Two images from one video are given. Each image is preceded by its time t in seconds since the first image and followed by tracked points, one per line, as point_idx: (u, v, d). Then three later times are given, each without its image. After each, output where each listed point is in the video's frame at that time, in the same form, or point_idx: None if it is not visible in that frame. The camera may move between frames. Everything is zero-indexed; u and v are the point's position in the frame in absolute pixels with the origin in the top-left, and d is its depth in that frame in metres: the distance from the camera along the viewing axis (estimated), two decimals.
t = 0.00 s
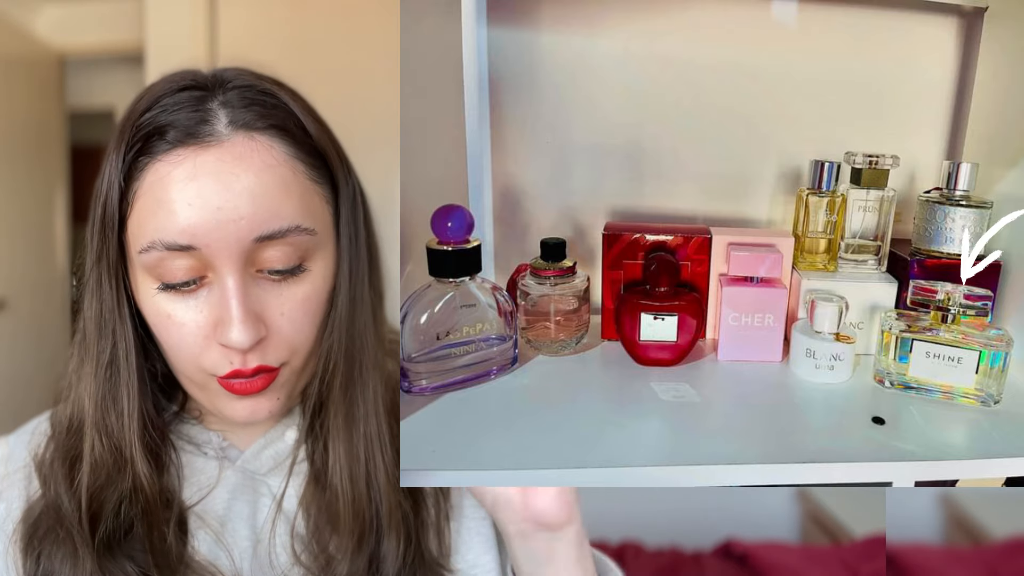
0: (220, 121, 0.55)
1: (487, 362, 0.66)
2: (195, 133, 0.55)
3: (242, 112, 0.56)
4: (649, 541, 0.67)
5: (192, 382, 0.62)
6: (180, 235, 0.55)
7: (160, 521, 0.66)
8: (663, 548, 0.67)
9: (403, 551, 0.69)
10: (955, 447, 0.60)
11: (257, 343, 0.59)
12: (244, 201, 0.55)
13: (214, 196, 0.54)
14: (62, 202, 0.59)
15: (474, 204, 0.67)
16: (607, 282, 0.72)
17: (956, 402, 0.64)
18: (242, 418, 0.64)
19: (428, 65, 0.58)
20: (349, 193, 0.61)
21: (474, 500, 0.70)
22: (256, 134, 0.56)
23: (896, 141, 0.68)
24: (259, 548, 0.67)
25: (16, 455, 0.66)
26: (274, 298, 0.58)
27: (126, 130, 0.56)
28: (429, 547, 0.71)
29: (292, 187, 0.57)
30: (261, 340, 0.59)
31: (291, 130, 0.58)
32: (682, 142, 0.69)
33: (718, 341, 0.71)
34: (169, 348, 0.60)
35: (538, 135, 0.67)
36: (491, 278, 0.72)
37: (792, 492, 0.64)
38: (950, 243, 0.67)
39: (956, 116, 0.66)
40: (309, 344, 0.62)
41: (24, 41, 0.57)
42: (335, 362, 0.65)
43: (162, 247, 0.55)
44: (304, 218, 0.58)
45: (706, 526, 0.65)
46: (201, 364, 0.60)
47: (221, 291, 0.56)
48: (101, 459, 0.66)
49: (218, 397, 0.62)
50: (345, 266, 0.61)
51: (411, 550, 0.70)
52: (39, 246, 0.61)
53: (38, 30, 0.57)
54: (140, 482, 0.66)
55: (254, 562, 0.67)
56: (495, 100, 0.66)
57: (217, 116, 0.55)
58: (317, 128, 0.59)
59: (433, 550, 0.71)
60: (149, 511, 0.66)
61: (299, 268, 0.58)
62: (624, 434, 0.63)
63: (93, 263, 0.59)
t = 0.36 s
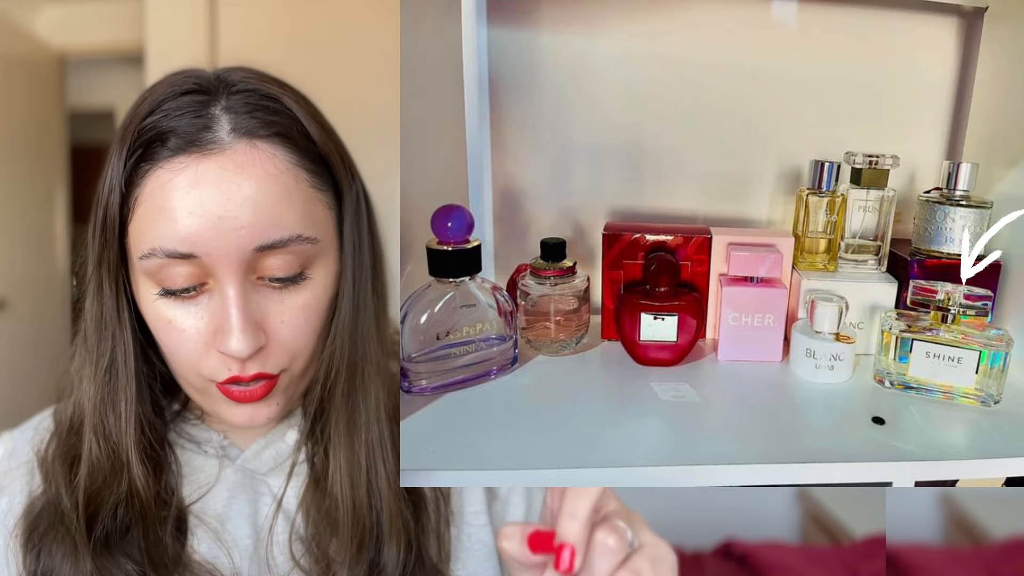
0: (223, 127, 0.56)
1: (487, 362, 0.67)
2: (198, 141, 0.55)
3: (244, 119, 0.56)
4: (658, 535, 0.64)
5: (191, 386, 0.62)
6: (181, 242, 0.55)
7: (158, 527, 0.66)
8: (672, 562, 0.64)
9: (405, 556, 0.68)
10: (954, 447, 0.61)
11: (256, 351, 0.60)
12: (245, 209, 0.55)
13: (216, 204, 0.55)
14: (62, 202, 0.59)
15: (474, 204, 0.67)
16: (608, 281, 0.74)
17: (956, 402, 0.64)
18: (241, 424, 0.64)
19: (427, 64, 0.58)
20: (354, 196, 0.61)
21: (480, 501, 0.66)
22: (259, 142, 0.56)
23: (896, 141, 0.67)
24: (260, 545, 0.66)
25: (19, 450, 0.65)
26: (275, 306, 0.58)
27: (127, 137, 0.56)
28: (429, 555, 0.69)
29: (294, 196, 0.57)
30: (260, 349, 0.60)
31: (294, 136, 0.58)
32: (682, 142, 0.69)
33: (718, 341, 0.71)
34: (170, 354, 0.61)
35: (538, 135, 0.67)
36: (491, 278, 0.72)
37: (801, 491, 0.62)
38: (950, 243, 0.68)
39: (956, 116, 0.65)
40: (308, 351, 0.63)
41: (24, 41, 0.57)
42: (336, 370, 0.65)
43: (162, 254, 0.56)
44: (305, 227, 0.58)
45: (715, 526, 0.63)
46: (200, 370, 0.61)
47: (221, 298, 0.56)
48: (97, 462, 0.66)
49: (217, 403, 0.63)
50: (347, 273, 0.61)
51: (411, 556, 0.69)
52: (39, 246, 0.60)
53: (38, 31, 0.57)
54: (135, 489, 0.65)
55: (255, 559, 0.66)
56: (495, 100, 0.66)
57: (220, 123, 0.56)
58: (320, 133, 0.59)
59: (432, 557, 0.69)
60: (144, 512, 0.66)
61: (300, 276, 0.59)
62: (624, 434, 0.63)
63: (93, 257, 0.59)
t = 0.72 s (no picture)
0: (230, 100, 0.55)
1: (487, 361, 0.67)
2: (206, 112, 0.54)
3: (252, 95, 0.55)
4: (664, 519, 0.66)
5: (193, 367, 0.60)
6: (188, 211, 0.55)
7: (173, 509, 0.65)
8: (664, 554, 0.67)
9: (414, 548, 0.68)
10: (954, 447, 0.60)
11: (260, 322, 0.58)
12: (251, 179, 0.55)
13: (222, 172, 0.54)
14: (62, 202, 0.58)
15: (474, 204, 0.69)
16: (606, 282, 0.71)
17: (955, 402, 0.64)
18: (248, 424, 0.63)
19: (427, 66, 0.61)
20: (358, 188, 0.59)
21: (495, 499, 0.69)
22: (265, 115, 0.55)
23: (896, 141, 0.68)
24: (265, 547, 0.66)
25: (21, 446, 0.64)
26: (280, 280, 0.57)
27: (137, 115, 0.55)
28: (439, 547, 0.69)
29: (300, 168, 0.56)
30: (264, 321, 0.58)
31: (303, 113, 0.56)
32: (682, 142, 0.70)
33: (718, 341, 0.71)
34: (171, 331, 0.59)
35: (538, 135, 0.68)
36: (491, 278, 0.72)
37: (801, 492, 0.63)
38: (950, 243, 0.67)
39: (956, 116, 0.67)
40: (315, 329, 0.60)
41: (24, 41, 0.57)
42: (338, 363, 0.62)
43: (168, 225, 0.55)
44: (311, 199, 0.57)
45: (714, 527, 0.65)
46: (203, 345, 0.59)
47: (225, 270, 0.55)
48: (113, 444, 0.64)
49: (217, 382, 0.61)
50: (351, 257, 0.59)
51: (421, 546, 0.69)
52: (39, 246, 0.60)
53: (38, 31, 0.57)
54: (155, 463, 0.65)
55: (263, 562, 0.66)
56: (495, 100, 0.67)
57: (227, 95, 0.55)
58: (328, 115, 0.57)
59: (443, 555, 0.70)
60: (163, 495, 0.65)
61: (306, 251, 0.57)
62: (624, 434, 0.63)
63: (102, 257, 0.58)
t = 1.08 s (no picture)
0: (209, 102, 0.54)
1: (487, 361, 0.67)
2: (186, 113, 0.54)
3: (231, 96, 0.55)
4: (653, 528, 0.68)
5: (174, 364, 0.60)
6: (166, 211, 0.54)
7: (159, 504, 0.65)
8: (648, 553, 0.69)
9: (399, 542, 0.68)
10: (954, 446, 0.60)
11: (236, 320, 0.57)
12: (229, 178, 0.54)
13: (200, 174, 0.54)
14: (62, 202, 0.58)
15: (474, 204, 0.68)
16: (607, 282, 0.71)
17: (956, 402, 0.64)
18: (226, 409, 0.62)
19: (427, 65, 0.60)
20: (342, 187, 0.58)
21: (483, 531, 0.70)
22: (243, 115, 0.55)
23: (895, 141, 0.68)
24: (256, 543, 0.66)
25: (17, 449, 0.63)
26: (258, 280, 0.56)
27: (122, 116, 0.56)
28: (425, 539, 0.69)
29: (277, 169, 0.55)
30: (242, 318, 0.57)
31: (280, 113, 0.56)
32: (682, 142, 0.70)
33: (718, 341, 0.71)
34: (152, 326, 0.59)
35: (538, 135, 0.68)
36: (491, 278, 0.72)
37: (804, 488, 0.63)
38: (950, 243, 0.67)
39: (956, 116, 0.66)
40: (296, 327, 0.59)
41: (23, 41, 0.57)
42: (320, 357, 0.61)
43: (148, 225, 0.55)
44: (289, 200, 0.56)
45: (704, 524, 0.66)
46: (183, 342, 0.59)
47: (203, 270, 0.55)
48: (99, 440, 0.64)
49: (201, 381, 0.60)
50: (333, 254, 0.58)
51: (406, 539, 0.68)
52: (39, 245, 0.59)
53: (38, 30, 0.57)
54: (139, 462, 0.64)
55: (252, 557, 0.66)
56: (495, 100, 0.66)
57: (207, 97, 0.54)
58: (309, 115, 0.56)
59: (431, 542, 0.69)
60: (148, 489, 0.65)
61: (285, 250, 0.56)
62: (624, 434, 0.63)
63: (88, 254, 0.58)
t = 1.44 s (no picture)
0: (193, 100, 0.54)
1: (487, 362, 0.67)
2: (170, 111, 0.54)
3: (214, 92, 0.55)
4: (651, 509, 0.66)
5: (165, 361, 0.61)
6: (151, 209, 0.54)
7: (146, 503, 0.65)
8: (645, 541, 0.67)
9: (389, 538, 0.66)
10: (954, 447, 0.60)
11: (222, 314, 0.57)
12: (212, 173, 0.54)
13: (183, 170, 0.53)
14: (62, 202, 0.58)
15: (474, 204, 0.68)
16: (607, 282, 0.71)
17: (955, 402, 0.64)
18: (214, 404, 0.62)
19: (427, 65, 0.60)
20: (326, 184, 0.58)
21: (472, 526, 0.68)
22: (227, 112, 0.55)
23: (896, 141, 0.68)
24: (247, 543, 0.65)
25: (8, 452, 0.64)
26: (243, 275, 0.56)
27: (106, 115, 0.55)
28: (415, 535, 0.67)
29: (261, 164, 0.55)
30: (228, 313, 0.57)
31: (262, 109, 0.55)
32: (682, 142, 0.70)
33: (718, 341, 0.71)
34: (140, 324, 0.59)
35: (538, 135, 0.68)
36: (491, 278, 0.73)
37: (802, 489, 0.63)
38: (950, 243, 0.67)
39: (956, 116, 0.66)
40: (282, 323, 0.59)
41: (24, 41, 0.57)
42: (308, 350, 0.62)
43: (133, 223, 0.55)
44: (274, 195, 0.55)
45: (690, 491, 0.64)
46: (171, 339, 0.59)
47: (189, 266, 0.55)
48: (87, 440, 0.65)
49: (189, 378, 0.61)
50: (318, 250, 0.58)
51: (397, 536, 0.67)
52: (41, 246, 0.60)
53: (38, 30, 0.57)
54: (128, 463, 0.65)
55: (244, 558, 0.65)
56: (495, 100, 0.66)
57: (191, 95, 0.54)
58: (294, 113, 0.56)
59: (421, 538, 0.67)
60: (135, 489, 0.65)
61: (270, 247, 0.56)
62: (624, 434, 0.63)
63: (77, 254, 0.58)
